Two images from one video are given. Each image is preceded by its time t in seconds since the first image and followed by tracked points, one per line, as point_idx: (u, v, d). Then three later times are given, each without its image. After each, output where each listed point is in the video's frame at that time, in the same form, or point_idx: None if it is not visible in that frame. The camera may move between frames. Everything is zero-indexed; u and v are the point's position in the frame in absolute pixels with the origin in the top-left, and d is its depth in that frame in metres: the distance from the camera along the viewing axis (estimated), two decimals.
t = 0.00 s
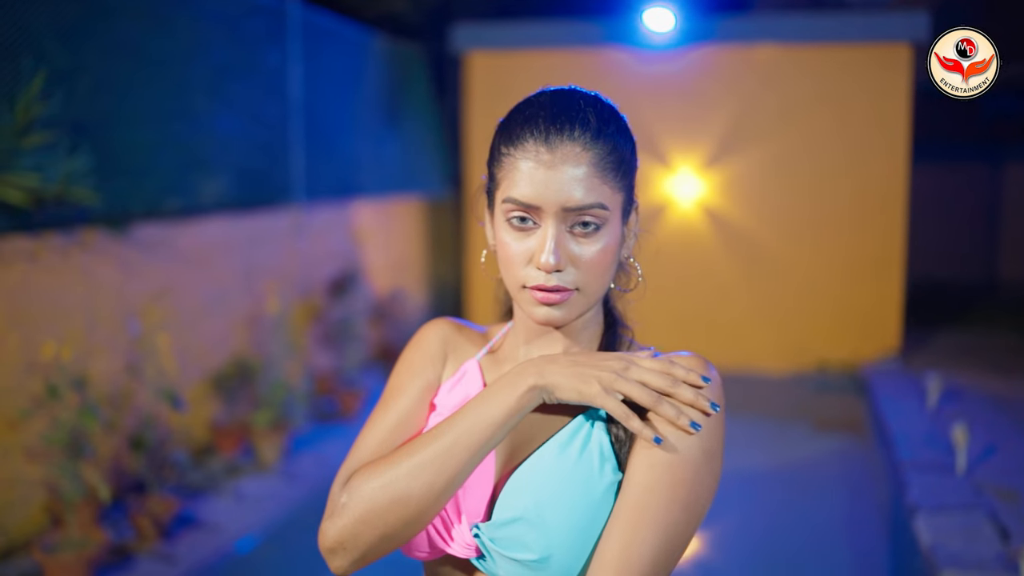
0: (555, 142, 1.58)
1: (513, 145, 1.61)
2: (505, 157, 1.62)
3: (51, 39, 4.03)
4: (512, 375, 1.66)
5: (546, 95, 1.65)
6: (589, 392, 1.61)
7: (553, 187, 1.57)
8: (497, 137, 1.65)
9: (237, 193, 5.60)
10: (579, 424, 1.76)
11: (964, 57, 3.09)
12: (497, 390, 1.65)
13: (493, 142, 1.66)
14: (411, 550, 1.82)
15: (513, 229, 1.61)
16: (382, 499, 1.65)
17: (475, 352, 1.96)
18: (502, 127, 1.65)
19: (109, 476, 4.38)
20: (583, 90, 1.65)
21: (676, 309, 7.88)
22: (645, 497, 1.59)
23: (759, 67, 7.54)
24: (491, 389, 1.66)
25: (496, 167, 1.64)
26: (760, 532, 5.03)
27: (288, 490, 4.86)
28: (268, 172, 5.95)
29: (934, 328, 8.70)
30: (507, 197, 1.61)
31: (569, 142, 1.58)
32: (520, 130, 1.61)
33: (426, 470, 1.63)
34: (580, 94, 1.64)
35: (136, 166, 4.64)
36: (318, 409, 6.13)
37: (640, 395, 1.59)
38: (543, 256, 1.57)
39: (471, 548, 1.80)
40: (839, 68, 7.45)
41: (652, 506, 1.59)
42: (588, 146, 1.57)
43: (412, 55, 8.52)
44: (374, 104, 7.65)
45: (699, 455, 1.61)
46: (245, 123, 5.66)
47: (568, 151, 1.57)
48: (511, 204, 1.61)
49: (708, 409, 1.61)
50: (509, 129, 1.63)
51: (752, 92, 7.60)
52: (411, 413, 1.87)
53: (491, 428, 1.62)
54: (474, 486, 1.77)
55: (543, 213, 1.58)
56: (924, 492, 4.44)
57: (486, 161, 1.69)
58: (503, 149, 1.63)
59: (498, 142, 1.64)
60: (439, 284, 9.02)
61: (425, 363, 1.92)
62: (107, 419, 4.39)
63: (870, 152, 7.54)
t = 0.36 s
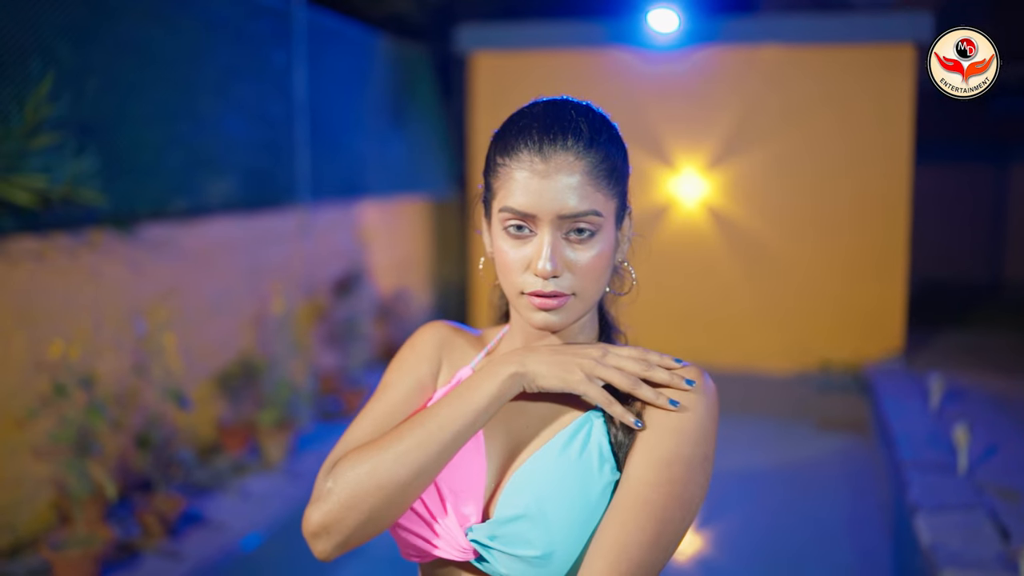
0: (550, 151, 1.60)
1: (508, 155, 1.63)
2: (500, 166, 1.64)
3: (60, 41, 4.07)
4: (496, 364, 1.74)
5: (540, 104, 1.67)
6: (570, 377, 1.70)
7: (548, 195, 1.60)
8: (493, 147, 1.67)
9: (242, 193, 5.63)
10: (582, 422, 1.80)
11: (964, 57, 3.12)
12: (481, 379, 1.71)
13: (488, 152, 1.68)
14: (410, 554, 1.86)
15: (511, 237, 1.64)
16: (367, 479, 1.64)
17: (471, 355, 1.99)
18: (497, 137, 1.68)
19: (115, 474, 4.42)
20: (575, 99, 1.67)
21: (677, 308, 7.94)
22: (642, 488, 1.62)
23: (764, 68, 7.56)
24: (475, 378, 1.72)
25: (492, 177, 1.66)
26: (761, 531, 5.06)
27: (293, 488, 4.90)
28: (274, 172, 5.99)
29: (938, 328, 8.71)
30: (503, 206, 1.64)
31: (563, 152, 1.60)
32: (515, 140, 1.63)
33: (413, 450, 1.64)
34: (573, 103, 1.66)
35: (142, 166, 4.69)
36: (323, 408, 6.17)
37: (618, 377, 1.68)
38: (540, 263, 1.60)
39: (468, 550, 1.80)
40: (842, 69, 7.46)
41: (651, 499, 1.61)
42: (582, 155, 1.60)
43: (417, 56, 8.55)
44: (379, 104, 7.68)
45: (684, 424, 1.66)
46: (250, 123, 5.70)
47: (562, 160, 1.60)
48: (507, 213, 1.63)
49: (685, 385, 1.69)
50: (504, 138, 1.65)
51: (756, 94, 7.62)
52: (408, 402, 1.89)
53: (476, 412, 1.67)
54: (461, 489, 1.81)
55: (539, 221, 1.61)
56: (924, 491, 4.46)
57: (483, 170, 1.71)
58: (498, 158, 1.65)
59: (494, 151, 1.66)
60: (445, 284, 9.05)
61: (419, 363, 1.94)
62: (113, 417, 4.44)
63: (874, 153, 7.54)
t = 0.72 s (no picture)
0: (544, 161, 1.63)
1: (503, 165, 1.66)
2: (495, 176, 1.66)
3: (64, 42, 4.11)
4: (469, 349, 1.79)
5: (533, 115, 1.69)
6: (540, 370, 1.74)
7: (542, 203, 1.62)
8: (487, 156, 1.70)
9: (245, 193, 5.66)
10: (580, 427, 1.83)
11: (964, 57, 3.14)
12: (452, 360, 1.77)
13: (482, 161, 1.70)
14: (408, 553, 1.87)
15: (506, 245, 1.66)
16: (334, 440, 1.70)
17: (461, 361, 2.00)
18: (492, 147, 1.70)
19: (119, 472, 4.45)
20: (567, 109, 1.71)
21: (676, 307, 7.97)
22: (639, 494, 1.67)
23: (766, 68, 7.58)
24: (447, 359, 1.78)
25: (487, 186, 1.68)
26: (763, 529, 5.08)
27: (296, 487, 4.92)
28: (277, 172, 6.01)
29: (940, 328, 8.72)
30: (499, 215, 1.66)
31: (557, 161, 1.63)
32: (509, 151, 1.66)
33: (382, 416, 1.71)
34: (565, 114, 1.69)
35: (145, 167, 4.72)
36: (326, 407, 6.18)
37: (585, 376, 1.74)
38: (535, 269, 1.62)
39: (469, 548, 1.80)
40: (843, 69, 7.48)
41: (649, 510, 1.65)
42: (575, 164, 1.63)
43: (419, 56, 8.57)
44: (381, 104, 7.70)
45: (675, 432, 1.72)
46: (253, 124, 5.73)
47: (556, 169, 1.62)
48: (503, 221, 1.65)
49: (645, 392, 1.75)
50: (499, 148, 1.68)
51: (757, 94, 7.64)
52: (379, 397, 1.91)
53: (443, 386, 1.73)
54: (456, 487, 1.82)
55: (533, 229, 1.63)
56: (924, 489, 4.48)
57: (478, 180, 1.74)
58: (493, 169, 1.67)
59: (489, 161, 1.68)
60: (448, 283, 9.07)
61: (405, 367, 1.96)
62: (117, 416, 4.47)
63: (875, 153, 7.55)
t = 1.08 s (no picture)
0: (542, 164, 1.66)
1: (503, 169, 1.68)
2: (495, 179, 1.69)
3: (67, 43, 4.14)
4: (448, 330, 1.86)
5: (531, 120, 1.72)
6: (517, 357, 1.79)
7: (541, 205, 1.65)
8: (486, 160, 1.72)
9: (248, 193, 5.68)
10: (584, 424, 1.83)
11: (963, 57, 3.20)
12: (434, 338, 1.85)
13: (482, 164, 1.73)
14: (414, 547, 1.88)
15: (506, 246, 1.69)
16: (313, 398, 1.76)
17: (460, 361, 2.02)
18: (491, 151, 1.73)
19: (122, 470, 4.47)
20: (563, 113, 1.74)
21: (677, 307, 8.00)
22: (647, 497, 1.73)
23: (766, 68, 7.60)
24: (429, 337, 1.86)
25: (488, 189, 1.71)
26: (763, 529, 5.10)
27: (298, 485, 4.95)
28: (279, 172, 6.03)
29: (940, 328, 8.73)
30: (499, 218, 1.69)
31: (555, 165, 1.66)
32: (509, 155, 1.69)
33: (361, 380, 1.78)
34: (562, 119, 1.72)
35: (148, 168, 4.74)
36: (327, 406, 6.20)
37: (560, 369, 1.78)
38: (535, 270, 1.65)
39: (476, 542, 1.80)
40: (843, 70, 7.50)
41: (658, 515, 1.71)
42: (573, 167, 1.66)
43: (420, 56, 8.59)
44: (382, 105, 7.72)
45: (677, 434, 1.78)
46: (255, 124, 5.75)
47: (554, 173, 1.65)
48: (502, 223, 1.68)
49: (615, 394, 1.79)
50: (499, 152, 1.71)
51: (757, 94, 7.66)
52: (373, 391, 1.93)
53: (420, 358, 1.81)
54: (462, 479, 1.84)
55: (532, 231, 1.65)
56: (922, 489, 4.50)
57: (478, 183, 1.76)
58: (493, 173, 1.70)
59: (489, 165, 1.71)
60: (449, 283, 9.09)
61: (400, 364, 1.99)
62: (121, 414, 4.49)
63: (875, 153, 7.56)
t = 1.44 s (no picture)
0: (544, 169, 1.70)
1: (505, 175, 1.73)
2: (498, 184, 1.73)
3: (72, 45, 4.18)
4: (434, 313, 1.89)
5: (533, 127, 1.77)
6: (497, 339, 1.80)
7: (542, 209, 1.69)
8: (489, 165, 1.77)
9: (250, 194, 5.72)
10: (593, 419, 1.84)
11: (963, 56, 3.53)
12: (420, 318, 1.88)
13: (485, 169, 1.77)
14: (423, 540, 1.85)
15: (509, 249, 1.72)
16: (296, 374, 1.76)
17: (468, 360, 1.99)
18: (493, 157, 1.77)
19: (126, 469, 4.51)
20: (563, 120, 1.78)
21: (676, 307, 8.04)
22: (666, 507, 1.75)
23: (766, 70, 7.64)
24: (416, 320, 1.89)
25: (490, 194, 1.75)
26: (761, 528, 5.13)
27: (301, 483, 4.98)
28: (281, 173, 6.07)
29: (938, 327, 8.77)
30: (501, 221, 1.72)
31: (556, 170, 1.70)
32: (512, 160, 1.73)
33: (345, 357, 1.78)
34: (561, 126, 1.77)
35: (151, 168, 4.78)
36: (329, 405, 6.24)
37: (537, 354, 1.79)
38: (537, 271, 1.68)
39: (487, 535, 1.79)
40: (845, 70, 7.53)
41: (672, 522, 1.75)
42: (574, 172, 1.70)
43: (421, 58, 8.64)
44: (383, 106, 7.75)
45: (680, 436, 1.79)
46: (258, 125, 5.79)
47: (555, 177, 1.69)
48: (505, 226, 1.72)
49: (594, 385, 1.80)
50: (501, 158, 1.75)
51: (756, 95, 7.70)
52: (375, 387, 1.89)
53: (404, 338, 1.83)
54: (471, 473, 1.82)
55: (534, 233, 1.69)
56: (919, 487, 4.54)
57: (481, 187, 1.80)
58: (496, 178, 1.74)
59: (492, 171, 1.75)
60: (450, 283, 9.12)
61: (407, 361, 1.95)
62: (125, 413, 4.54)
63: (875, 154, 7.60)
